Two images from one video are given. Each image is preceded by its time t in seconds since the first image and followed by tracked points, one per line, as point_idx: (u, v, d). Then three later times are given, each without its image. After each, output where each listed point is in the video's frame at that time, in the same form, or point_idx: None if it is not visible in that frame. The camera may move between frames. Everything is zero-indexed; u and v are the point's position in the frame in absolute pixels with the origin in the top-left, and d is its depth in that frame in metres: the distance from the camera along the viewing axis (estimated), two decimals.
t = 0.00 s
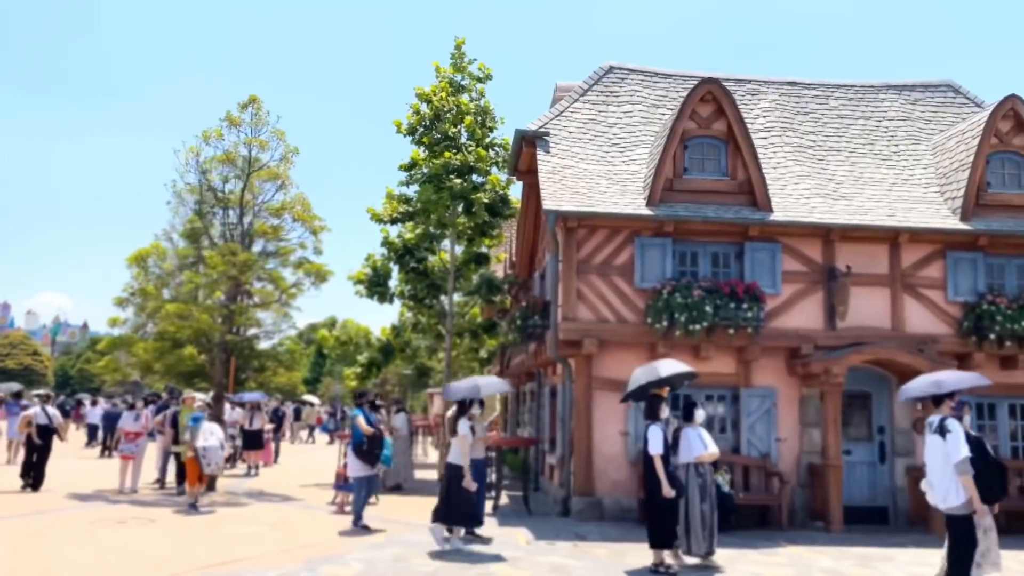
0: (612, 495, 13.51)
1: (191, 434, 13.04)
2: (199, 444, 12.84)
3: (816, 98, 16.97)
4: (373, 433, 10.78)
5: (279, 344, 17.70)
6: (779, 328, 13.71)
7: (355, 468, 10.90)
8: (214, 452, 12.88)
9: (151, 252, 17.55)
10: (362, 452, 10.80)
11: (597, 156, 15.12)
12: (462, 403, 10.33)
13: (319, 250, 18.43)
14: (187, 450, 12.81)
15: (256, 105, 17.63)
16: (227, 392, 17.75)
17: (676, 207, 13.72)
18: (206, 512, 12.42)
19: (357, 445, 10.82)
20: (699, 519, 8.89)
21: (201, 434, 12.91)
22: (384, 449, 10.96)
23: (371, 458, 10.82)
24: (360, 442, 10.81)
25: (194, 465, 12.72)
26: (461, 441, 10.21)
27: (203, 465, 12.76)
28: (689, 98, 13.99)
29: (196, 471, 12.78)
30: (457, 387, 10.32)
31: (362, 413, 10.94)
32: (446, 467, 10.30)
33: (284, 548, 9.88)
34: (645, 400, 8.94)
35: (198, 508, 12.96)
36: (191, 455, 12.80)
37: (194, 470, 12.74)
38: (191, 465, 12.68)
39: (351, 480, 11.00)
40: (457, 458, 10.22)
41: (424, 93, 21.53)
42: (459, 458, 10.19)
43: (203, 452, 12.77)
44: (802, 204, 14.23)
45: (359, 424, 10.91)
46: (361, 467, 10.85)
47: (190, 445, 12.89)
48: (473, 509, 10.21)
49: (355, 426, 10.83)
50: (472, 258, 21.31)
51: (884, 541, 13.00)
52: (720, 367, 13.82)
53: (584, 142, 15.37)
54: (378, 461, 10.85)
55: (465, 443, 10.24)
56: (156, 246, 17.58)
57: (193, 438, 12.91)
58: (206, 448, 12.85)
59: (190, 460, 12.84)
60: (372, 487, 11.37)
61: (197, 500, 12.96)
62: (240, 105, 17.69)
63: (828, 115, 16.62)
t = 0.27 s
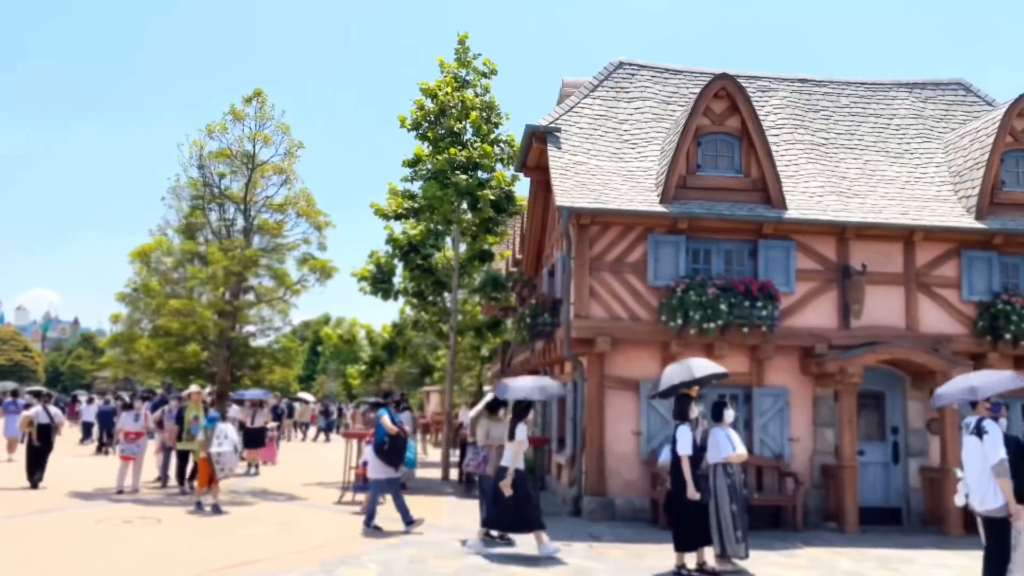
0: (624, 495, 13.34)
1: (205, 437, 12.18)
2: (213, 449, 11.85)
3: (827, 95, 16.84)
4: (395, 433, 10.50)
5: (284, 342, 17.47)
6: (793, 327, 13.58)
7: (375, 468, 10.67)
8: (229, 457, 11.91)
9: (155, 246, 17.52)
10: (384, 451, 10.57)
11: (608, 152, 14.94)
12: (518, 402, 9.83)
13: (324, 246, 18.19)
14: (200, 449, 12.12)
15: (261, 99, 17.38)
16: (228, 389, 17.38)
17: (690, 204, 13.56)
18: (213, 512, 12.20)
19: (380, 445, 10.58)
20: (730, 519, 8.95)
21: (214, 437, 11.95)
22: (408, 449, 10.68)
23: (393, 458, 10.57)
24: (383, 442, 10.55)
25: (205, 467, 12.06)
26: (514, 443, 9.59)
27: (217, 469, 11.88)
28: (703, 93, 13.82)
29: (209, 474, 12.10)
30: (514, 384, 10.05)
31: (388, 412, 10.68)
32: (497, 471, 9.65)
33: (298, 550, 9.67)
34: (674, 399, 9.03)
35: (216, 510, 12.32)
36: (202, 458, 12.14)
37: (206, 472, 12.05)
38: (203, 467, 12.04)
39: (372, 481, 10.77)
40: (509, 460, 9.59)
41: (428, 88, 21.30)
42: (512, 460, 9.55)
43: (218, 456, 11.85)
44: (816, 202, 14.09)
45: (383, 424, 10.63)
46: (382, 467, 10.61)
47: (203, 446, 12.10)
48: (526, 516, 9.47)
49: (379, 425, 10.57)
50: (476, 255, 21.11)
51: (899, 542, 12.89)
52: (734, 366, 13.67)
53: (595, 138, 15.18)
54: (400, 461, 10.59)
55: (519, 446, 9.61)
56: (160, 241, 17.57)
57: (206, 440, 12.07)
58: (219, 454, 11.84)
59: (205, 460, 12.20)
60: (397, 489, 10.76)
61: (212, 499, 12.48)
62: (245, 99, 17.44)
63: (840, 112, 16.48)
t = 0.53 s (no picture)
0: (631, 495, 13.18)
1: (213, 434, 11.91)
2: (220, 443, 11.67)
3: (833, 93, 16.72)
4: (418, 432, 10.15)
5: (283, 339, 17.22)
6: (803, 326, 13.46)
7: (399, 469, 10.24)
8: (235, 454, 11.66)
9: (152, 241, 17.24)
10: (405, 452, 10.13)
11: (615, 148, 14.77)
12: (569, 402, 9.83)
13: (324, 242, 17.94)
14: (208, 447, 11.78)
15: (261, 93, 17.13)
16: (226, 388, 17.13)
17: (699, 201, 13.41)
18: (214, 513, 11.97)
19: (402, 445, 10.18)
20: (752, 520, 9.14)
21: (223, 433, 11.77)
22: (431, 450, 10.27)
23: (416, 460, 10.13)
24: (406, 441, 10.17)
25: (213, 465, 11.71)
26: (571, 441, 9.73)
27: (223, 466, 11.62)
28: (713, 90, 13.68)
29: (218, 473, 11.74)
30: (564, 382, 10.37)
31: (411, 412, 10.31)
32: (552, 469, 9.80)
33: (306, 554, 9.46)
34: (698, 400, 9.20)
35: (221, 510, 11.96)
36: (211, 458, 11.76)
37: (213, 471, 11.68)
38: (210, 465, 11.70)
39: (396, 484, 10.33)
40: (565, 458, 9.74)
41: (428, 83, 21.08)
42: (567, 458, 9.73)
43: (225, 451, 11.60)
44: (825, 200, 13.96)
45: (407, 424, 10.26)
46: (405, 469, 10.17)
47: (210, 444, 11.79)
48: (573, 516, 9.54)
49: (402, 424, 10.19)
50: (477, 253, 20.91)
51: (909, 543, 12.78)
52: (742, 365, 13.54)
53: (602, 134, 15.01)
54: (423, 463, 10.14)
55: (575, 443, 9.76)
56: (157, 236, 17.28)
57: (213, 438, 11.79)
58: (227, 448, 11.60)
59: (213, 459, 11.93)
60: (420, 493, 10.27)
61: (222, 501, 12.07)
62: (245, 92, 17.19)
63: (847, 110, 16.36)
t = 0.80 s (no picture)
0: (637, 493, 13.00)
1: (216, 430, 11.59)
2: (223, 440, 11.34)
3: (839, 87, 16.57)
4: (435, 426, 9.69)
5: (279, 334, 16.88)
6: (811, 322, 13.29)
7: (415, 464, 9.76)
8: (240, 450, 11.39)
9: (146, 233, 16.89)
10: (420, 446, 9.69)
11: (621, 141, 14.57)
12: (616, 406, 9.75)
13: (321, 235, 17.63)
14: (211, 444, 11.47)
15: (258, 82, 16.82)
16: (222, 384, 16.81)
17: (707, 195, 13.21)
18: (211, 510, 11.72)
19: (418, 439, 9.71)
20: (767, 519, 9.04)
21: (226, 428, 11.45)
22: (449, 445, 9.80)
23: (433, 455, 9.65)
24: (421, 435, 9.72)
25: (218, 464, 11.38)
26: (620, 445, 9.56)
27: (228, 463, 11.33)
28: (721, 82, 13.49)
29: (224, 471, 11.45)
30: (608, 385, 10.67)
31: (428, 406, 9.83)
32: (602, 475, 9.57)
33: (311, 553, 9.21)
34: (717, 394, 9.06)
35: (221, 510, 11.60)
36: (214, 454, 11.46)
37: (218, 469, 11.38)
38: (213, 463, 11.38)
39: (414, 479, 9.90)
40: (615, 462, 9.53)
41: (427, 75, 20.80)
42: (616, 462, 9.54)
43: (230, 447, 11.29)
44: (833, 195, 13.80)
45: (423, 417, 9.82)
46: (422, 465, 9.68)
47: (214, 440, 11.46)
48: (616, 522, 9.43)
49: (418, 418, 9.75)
50: (475, 247, 20.63)
51: (917, 542, 12.65)
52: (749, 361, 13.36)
53: (607, 126, 14.80)
54: (440, 459, 9.68)
55: (625, 447, 9.58)
56: (151, 228, 16.94)
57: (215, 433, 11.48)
58: (231, 444, 11.33)
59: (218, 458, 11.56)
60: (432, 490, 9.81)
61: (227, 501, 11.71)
62: (241, 82, 16.87)
63: (852, 104, 16.21)
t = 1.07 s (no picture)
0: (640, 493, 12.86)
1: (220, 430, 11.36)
2: (228, 440, 11.16)
3: (841, 83, 16.44)
4: (451, 428, 9.29)
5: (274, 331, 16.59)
6: (816, 321, 13.17)
7: (429, 468, 9.32)
8: (244, 452, 11.18)
9: (138, 227, 16.54)
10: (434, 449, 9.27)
11: (623, 137, 14.38)
12: (657, 405, 9.82)
13: (316, 231, 17.34)
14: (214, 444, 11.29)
15: (252, 75, 16.50)
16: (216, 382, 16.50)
17: (712, 191, 13.05)
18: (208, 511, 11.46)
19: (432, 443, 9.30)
20: (780, 521, 8.92)
21: (231, 429, 11.26)
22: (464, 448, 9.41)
23: (446, 459, 9.23)
24: (436, 437, 9.31)
25: (220, 464, 11.21)
26: (663, 441, 9.79)
27: (231, 465, 11.12)
28: (726, 77, 13.33)
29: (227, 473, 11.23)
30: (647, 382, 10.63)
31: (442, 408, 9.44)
32: (645, 470, 9.87)
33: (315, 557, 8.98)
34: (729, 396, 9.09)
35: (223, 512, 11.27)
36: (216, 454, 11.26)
37: (220, 471, 11.17)
38: (216, 464, 11.18)
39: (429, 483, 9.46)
40: (657, 458, 9.82)
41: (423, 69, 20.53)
42: (659, 458, 9.78)
43: (234, 449, 11.09)
44: (838, 192, 13.68)
45: (438, 418, 9.42)
46: (435, 468, 9.25)
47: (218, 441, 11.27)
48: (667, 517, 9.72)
49: (432, 420, 9.35)
50: (471, 243, 20.39)
51: (922, 542, 12.56)
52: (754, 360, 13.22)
53: (609, 122, 14.61)
54: (454, 462, 9.27)
55: (667, 442, 9.84)
56: (143, 222, 16.59)
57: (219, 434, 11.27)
58: (235, 445, 11.12)
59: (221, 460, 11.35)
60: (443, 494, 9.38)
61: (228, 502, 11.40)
62: (236, 74, 16.54)
63: (855, 101, 16.09)
